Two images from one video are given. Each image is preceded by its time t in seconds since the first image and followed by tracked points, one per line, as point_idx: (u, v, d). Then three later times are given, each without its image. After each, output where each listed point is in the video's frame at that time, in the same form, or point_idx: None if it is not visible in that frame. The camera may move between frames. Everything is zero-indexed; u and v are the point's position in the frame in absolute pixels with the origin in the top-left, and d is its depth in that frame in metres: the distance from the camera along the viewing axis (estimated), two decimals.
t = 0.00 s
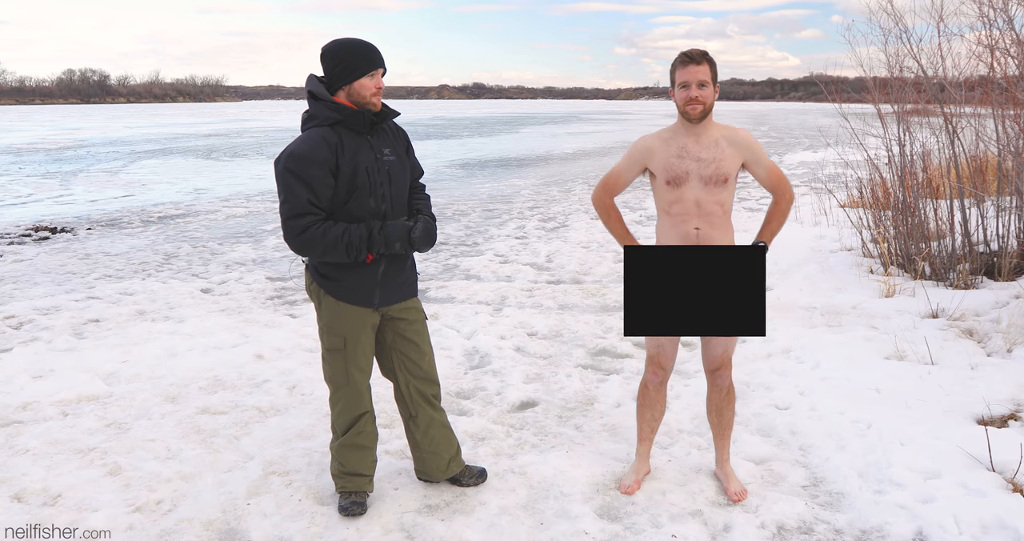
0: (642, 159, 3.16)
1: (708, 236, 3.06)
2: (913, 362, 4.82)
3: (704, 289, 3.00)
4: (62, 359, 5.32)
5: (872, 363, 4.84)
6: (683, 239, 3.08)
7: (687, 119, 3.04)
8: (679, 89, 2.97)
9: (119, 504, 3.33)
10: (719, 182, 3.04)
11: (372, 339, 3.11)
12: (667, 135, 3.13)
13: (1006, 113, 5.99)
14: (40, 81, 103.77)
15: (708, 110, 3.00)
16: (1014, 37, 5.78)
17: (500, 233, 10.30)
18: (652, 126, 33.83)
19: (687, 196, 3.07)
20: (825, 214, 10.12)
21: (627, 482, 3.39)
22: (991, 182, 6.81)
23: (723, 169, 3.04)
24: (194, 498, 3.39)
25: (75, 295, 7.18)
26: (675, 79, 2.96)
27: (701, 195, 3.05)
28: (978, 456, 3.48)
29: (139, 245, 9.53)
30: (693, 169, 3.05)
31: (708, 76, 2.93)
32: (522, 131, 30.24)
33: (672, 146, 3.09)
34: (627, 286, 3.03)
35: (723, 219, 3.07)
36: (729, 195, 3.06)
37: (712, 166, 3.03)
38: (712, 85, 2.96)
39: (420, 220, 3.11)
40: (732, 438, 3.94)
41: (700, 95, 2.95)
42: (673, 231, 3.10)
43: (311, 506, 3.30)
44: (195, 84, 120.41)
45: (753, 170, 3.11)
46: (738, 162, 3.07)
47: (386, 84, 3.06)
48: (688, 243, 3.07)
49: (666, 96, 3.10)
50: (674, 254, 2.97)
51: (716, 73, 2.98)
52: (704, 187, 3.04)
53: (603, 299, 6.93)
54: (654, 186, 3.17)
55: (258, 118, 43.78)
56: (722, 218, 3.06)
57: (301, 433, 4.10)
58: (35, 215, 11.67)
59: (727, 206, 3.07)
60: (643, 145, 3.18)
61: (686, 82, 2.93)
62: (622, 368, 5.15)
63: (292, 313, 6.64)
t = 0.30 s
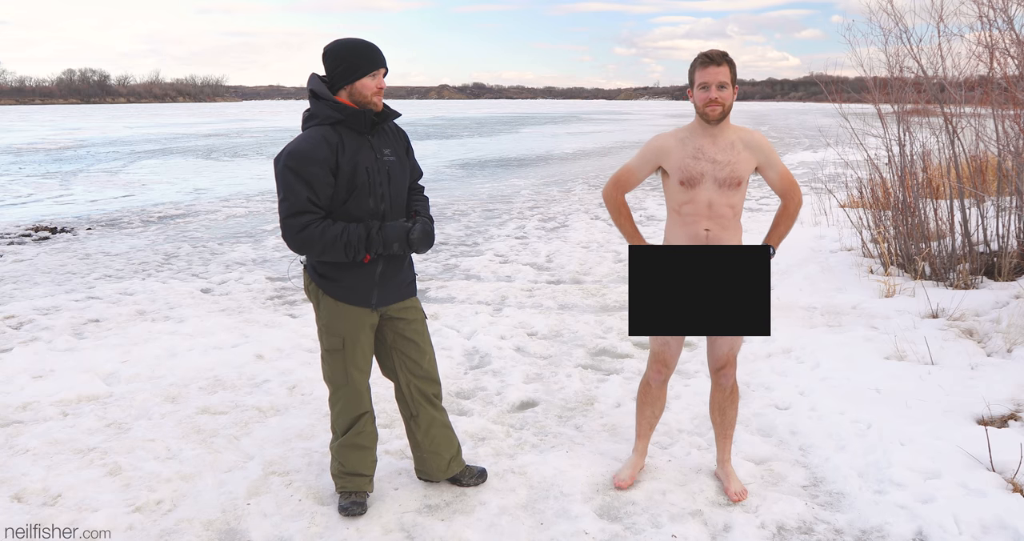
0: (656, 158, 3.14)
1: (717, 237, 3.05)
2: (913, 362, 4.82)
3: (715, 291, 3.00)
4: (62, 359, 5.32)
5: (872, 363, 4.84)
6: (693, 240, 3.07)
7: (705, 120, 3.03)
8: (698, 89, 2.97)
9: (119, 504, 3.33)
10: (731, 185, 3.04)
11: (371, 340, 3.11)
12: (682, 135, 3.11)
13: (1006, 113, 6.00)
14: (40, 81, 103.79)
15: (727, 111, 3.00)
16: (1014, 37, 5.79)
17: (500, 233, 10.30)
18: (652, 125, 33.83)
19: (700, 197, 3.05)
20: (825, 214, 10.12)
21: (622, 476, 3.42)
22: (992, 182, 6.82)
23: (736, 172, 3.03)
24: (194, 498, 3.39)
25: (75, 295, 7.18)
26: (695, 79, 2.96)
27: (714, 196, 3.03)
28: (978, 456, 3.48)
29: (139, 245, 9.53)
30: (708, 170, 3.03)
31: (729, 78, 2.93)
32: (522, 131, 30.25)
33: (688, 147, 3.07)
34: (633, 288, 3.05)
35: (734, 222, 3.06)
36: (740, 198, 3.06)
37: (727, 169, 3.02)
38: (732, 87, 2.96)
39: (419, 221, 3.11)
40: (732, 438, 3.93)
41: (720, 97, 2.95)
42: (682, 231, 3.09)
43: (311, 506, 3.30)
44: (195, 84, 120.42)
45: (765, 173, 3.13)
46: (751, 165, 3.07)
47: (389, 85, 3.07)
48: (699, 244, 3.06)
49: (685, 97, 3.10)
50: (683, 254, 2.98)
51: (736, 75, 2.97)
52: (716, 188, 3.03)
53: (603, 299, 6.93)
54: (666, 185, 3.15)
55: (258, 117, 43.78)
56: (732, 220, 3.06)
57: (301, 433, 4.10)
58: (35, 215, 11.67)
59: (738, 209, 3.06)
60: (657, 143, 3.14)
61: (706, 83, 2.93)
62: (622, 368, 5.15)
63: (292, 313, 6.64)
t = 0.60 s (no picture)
0: (647, 157, 3.15)
1: (708, 237, 3.06)
2: (913, 362, 4.82)
3: (715, 290, 2.99)
4: (62, 359, 5.32)
5: (872, 363, 4.84)
6: (683, 239, 3.08)
7: (695, 119, 3.04)
8: (688, 88, 2.98)
9: (119, 504, 3.33)
10: (722, 184, 3.05)
11: (370, 340, 3.10)
12: (673, 134, 3.13)
13: (1006, 113, 5.99)
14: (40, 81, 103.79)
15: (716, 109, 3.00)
16: (1014, 37, 5.79)
17: (500, 233, 10.30)
18: (652, 125, 33.82)
19: (693, 196, 3.06)
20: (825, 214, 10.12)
21: (622, 472, 3.45)
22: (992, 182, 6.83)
23: (725, 171, 3.04)
24: (194, 498, 3.39)
25: (75, 295, 7.18)
26: (684, 78, 2.96)
27: (705, 195, 3.05)
28: (978, 456, 3.49)
29: (139, 245, 9.53)
30: (699, 169, 3.05)
31: (717, 76, 2.93)
32: (522, 131, 30.25)
33: (678, 146, 3.09)
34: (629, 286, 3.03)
35: (724, 221, 3.07)
36: (731, 197, 3.07)
37: (719, 167, 3.04)
38: (721, 84, 2.96)
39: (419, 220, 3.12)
40: (733, 438, 3.93)
41: (710, 94, 2.95)
42: (674, 231, 3.11)
43: (311, 506, 3.29)
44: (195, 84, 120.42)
45: (754, 174, 3.14)
46: (742, 165, 3.08)
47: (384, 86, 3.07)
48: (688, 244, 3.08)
49: (675, 97, 3.11)
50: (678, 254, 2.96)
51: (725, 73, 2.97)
52: (708, 187, 3.04)
53: (603, 299, 6.93)
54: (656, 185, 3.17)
55: (258, 117, 43.77)
56: (722, 219, 3.07)
57: (301, 433, 4.10)
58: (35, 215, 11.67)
59: (728, 208, 3.07)
60: (648, 142, 3.16)
61: (695, 81, 2.93)
62: (621, 368, 5.15)
63: (292, 313, 6.64)
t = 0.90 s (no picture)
0: (643, 157, 3.15)
1: (705, 237, 3.07)
2: (913, 362, 4.82)
3: (715, 290, 2.99)
4: (62, 359, 5.32)
5: (872, 363, 4.84)
6: (681, 239, 3.08)
7: (690, 119, 3.04)
8: (682, 89, 2.98)
9: (119, 504, 3.33)
10: (719, 184, 3.05)
11: (370, 340, 3.10)
12: (669, 135, 3.12)
13: (1006, 113, 5.99)
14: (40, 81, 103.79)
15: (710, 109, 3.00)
16: (1014, 37, 5.79)
17: (500, 233, 10.30)
18: (651, 125, 33.81)
19: (692, 195, 3.06)
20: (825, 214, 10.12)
21: (621, 478, 3.41)
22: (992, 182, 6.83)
23: (722, 170, 3.05)
24: (194, 498, 3.39)
25: (75, 295, 7.18)
26: (678, 79, 2.97)
27: (703, 194, 3.05)
28: (978, 456, 3.49)
29: (139, 245, 9.53)
30: (696, 168, 3.05)
31: (711, 75, 2.93)
32: (522, 131, 30.25)
33: (674, 146, 3.08)
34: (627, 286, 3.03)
35: (722, 220, 3.07)
36: (728, 197, 3.08)
37: (716, 167, 3.04)
38: (716, 84, 2.96)
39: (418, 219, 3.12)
40: (733, 438, 3.93)
41: (704, 94, 2.95)
42: (672, 231, 3.11)
43: (311, 506, 3.29)
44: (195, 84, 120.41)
45: (751, 174, 3.14)
46: (739, 164, 3.08)
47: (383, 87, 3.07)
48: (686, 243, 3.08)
49: (670, 98, 3.11)
50: (677, 254, 2.96)
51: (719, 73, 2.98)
52: (705, 187, 3.04)
53: (603, 299, 6.93)
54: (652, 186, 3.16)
55: (257, 117, 43.76)
56: (720, 219, 3.07)
57: (301, 433, 4.10)
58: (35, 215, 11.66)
59: (725, 207, 3.08)
60: (645, 143, 3.16)
61: (689, 82, 2.94)
62: (621, 368, 5.15)
63: (292, 313, 6.64)
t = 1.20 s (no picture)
0: (646, 157, 3.16)
1: (707, 236, 3.06)
2: (913, 362, 4.82)
3: (715, 290, 2.99)
4: (62, 359, 5.32)
5: (872, 363, 4.84)
6: (683, 238, 3.08)
7: (693, 117, 3.05)
8: (685, 88, 2.98)
9: (119, 504, 3.33)
10: (721, 182, 3.04)
11: (370, 340, 3.10)
12: (672, 134, 3.13)
13: (1006, 113, 5.99)
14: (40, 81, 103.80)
15: (713, 108, 3.00)
16: (1014, 37, 5.78)
17: (500, 233, 10.29)
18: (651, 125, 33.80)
19: (692, 195, 3.06)
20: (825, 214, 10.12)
21: (621, 478, 3.41)
22: (993, 182, 6.83)
23: (725, 168, 3.04)
24: (194, 498, 3.39)
25: (75, 295, 7.18)
26: (681, 78, 2.97)
27: (704, 193, 3.05)
28: (978, 456, 3.48)
29: (139, 245, 9.53)
30: (697, 167, 3.05)
31: (714, 74, 2.93)
32: (522, 131, 30.24)
33: (677, 145, 3.09)
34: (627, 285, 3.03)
35: (724, 219, 3.06)
36: (731, 195, 3.07)
37: (718, 165, 3.03)
38: (719, 83, 2.96)
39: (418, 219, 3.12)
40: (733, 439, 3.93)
41: (708, 93, 2.95)
42: (673, 230, 3.11)
43: (311, 506, 3.29)
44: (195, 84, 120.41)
45: (755, 173, 3.13)
46: (741, 164, 3.08)
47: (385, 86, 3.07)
48: (688, 242, 3.08)
49: (673, 97, 3.11)
50: (675, 253, 2.96)
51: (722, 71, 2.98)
52: (707, 186, 3.04)
53: (603, 299, 6.93)
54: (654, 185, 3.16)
55: (257, 117, 43.76)
56: (722, 217, 3.06)
57: (301, 433, 4.10)
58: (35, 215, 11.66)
59: (728, 206, 3.07)
60: (648, 142, 3.17)
61: (692, 81, 2.94)
62: (621, 368, 5.15)
63: (292, 313, 6.64)
